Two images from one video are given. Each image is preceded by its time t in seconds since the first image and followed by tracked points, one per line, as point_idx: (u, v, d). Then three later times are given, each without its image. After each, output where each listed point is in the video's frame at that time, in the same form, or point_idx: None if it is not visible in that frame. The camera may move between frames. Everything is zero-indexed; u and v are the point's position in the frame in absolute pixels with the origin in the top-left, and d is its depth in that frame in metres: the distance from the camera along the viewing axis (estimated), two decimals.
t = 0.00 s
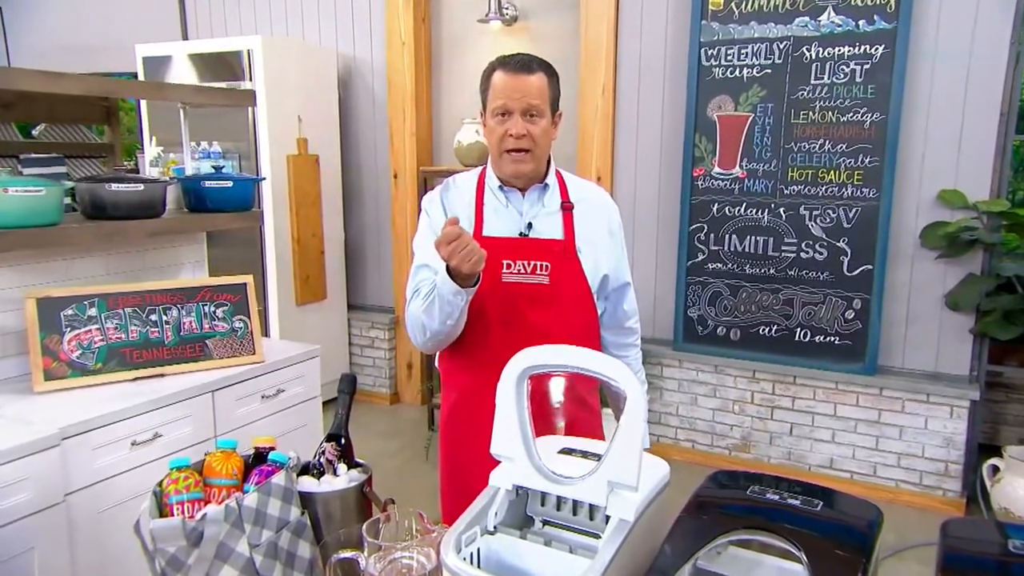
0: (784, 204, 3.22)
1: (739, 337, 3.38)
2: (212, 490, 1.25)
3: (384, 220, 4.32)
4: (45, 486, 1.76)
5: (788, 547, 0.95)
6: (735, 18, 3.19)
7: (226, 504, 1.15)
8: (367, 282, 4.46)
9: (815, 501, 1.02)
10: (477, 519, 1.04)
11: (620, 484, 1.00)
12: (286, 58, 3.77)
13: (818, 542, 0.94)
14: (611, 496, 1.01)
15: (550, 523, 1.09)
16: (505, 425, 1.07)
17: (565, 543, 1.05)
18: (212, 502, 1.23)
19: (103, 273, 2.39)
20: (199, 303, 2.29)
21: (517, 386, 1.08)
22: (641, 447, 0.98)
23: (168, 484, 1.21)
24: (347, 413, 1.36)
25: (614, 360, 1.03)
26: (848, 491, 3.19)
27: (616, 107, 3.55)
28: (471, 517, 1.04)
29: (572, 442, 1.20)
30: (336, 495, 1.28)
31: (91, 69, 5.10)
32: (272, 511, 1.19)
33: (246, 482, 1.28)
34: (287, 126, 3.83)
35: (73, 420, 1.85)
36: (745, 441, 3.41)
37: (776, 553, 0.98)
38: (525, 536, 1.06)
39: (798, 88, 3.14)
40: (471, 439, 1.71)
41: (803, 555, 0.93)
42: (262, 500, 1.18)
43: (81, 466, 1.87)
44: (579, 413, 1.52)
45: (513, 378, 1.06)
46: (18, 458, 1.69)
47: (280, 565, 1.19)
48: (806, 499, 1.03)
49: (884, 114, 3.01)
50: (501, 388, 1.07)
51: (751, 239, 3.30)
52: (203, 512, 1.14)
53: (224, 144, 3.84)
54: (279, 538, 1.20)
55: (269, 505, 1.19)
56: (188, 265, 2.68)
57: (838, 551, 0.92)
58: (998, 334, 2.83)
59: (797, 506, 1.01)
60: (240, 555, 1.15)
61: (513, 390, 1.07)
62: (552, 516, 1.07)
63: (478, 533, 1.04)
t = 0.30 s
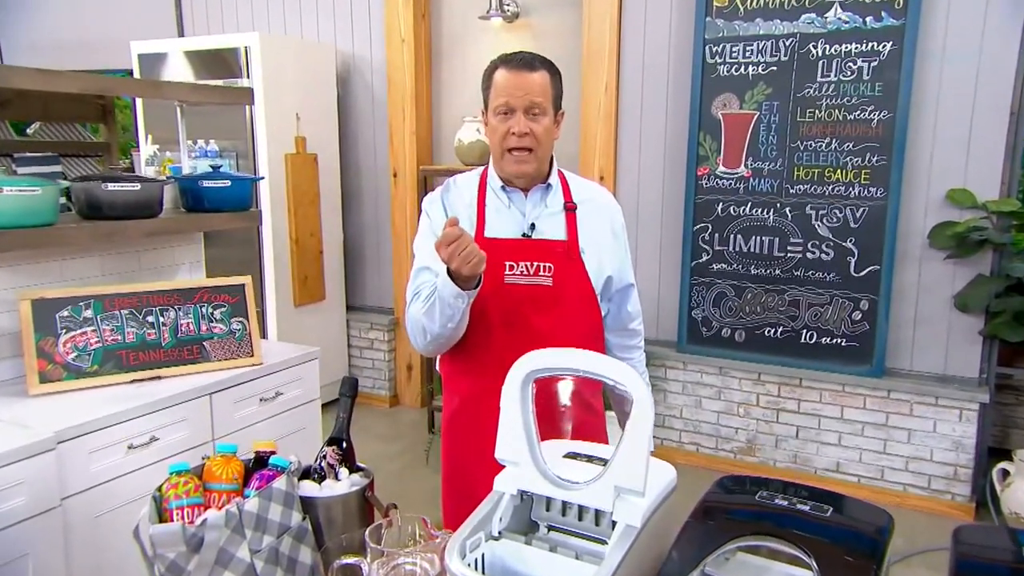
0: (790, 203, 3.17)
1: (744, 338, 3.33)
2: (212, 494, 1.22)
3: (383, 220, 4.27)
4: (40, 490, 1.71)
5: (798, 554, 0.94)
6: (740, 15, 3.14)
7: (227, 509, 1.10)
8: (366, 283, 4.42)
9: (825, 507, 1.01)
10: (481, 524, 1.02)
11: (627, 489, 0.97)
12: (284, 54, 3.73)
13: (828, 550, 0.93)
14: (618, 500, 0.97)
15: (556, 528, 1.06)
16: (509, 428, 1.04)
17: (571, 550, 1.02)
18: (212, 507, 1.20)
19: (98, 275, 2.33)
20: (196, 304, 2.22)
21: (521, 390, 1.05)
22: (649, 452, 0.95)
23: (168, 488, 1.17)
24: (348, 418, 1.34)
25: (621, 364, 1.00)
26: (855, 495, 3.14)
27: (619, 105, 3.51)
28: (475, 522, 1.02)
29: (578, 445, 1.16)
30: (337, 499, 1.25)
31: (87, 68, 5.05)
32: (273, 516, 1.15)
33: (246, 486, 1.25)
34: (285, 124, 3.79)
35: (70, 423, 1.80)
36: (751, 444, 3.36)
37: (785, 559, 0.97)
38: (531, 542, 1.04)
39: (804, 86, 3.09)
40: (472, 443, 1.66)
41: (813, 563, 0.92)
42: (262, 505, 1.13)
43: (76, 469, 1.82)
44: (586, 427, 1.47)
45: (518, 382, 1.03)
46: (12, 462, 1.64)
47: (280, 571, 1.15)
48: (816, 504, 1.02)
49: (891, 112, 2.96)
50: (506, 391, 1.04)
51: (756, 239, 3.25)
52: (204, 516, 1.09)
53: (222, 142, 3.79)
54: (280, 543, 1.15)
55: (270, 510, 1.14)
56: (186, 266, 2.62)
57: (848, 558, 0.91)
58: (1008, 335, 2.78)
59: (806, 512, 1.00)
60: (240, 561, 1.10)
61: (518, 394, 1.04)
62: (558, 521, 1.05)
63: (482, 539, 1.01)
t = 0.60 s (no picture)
0: (796, 202, 3.12)
1: (749, 339, 3.29)
2: (213, 499, 1.17)
3: (382, 220, 4.23)
4: (35, 494, 1.66)
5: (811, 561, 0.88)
6: (745, 12, 3.09)
7: (228, 513, 1.07)
8: (365, 283, 4.38)
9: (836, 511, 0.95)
10: (486, 529, 0.99)
11: (633, 493, 0.93)
12: (281, 50, 3.68)
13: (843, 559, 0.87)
14: (624, 504, 0.93)
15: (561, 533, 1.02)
16: (514, 431, 1.00)
17: (577, 554, 0.98)
18: (212, 511, 1.15)
19: (94, 275, 2.27)
20: (193, 305, 2.17)
21: (527, 393, 1.00)
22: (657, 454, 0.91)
23: (168, 492, 1.14)
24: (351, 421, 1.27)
25: (628, 367, 0.96)
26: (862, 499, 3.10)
27: (622, 103, 3.46)
28: (480, 526, 0.98)
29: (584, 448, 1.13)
30: (339, 504, 1.21)
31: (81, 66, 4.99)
32: (275, 520, 1.12)
33: (247, 490, 1.20)
34: (282, 122, 3.75)
35: (65, 426, 1.75)
36: (756, 448, 3.31)
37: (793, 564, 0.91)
38: (536, 546, 1.00)
39: (810, 83, 3.04)
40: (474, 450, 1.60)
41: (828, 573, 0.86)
42: (264, 509, 1.10)
43: (71, 473, 1.76)
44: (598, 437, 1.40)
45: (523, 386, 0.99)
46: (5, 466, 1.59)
47: None
48: (826, 509, 0.95)
49: (899, 110, 2.91)
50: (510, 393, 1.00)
51: (761, 239, 3.20)
52: (204, 520, 1.06)
53: (219, 140, 3.74)
54: (282, 548, 1.12)
55: (272, 514, 1.11)
56: (182, 266, 2.55)
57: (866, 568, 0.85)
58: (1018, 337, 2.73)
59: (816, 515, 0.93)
60: (242, 566, 1.07)
61: (524, 396, 1.00)
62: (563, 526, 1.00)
63: (487, 543, 0.98)
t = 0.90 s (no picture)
0: (802, 201, 3.07)
1: (754, 341, 3.24)
2: (214, 502, 1.14)
3: (381, 220, 4.19)
4: (30, 499, 1.61)
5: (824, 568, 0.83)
6: (750, 8, 3.04)
7: (229, 517, 1.04)
8: (363, 284, 4.33)
9: (849, 514, 0.89)
10: (493, 532, 0.94)
11: (642, 496, 0.90)
12: (278, 46, 3.64)
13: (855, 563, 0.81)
14: (632, 508, 0.91)
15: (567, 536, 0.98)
16: (520, 432, 0.96)
17: (585, 559, 0.94)
18: (213, 515, 1.12)
19: (90, 276, 2.21)
20: (191, 306, 2.09)
21: (533, 397, 0.96)
22: (666, 456, 0.88)
23: (168, 495, 1.10)
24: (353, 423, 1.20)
25: (637, 368, 0.92)
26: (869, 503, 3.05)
27: (625, 101, 3.41)
28: (485, 529, 0.94)
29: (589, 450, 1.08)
30: (341, 507, 1.17)
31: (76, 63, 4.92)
32: (276, 524, 1.08)
33: (248, 494, 1.16)
34: (280, 120, 3.70)
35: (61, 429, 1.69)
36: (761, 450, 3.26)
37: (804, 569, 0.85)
38: (543, 550, 0.95)
39: (816, 81, 3.00)
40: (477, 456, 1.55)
41: None
42: (266, 512, 1.07)
43: (65, 478, 1.71)
44: (603, 442, 1.37)
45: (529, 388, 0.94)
46: None
47: None
48: (839, 513, 0.90)
49: (907, 108, 2.86)
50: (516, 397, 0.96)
51: (766, 239, 3.16)
52: (206, 524, 1.03)
53: (215, 138, 3.69)
54: (284, 553, 1.08)
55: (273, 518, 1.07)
56: (179, 266, 2.48)
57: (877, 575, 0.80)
58: None
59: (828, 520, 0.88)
60: (244, 571, 1.04)
61: (530, 399, 0.96)
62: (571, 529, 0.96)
63: (493, 548, 0.93)
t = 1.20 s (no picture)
0: (809, 200, 3.02)
1: (760, 343, 3.19)
2: (216, 506, 1.12)
3: (381, 219, 4.15)
4: (23, 505, 1.54)
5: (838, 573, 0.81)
6: (756, 4, 2.99)
7: (233, 520, 1.02)
8: (363, 285, 4.29)
9: (863, 519, 0.86)
10: (500, 536, 0.90)
11: (652, 500, 0.86)
12: (276, 42, 3.60)
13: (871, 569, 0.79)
14: (643, 511, 0.86)
15: (577, 541, 0.93)
16: (529, 433, 0.92)
17: (593, 563, 0.89)
18: (216, 519, 1.10)
19: (86, 276, 2.14)
20: (189, 307, 1.99)
21: (541, 398, 0.93)
22: (677, 457, 0.84)
23: (170, 498, 1.08)
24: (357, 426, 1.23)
25: (650, 372, 0.86)
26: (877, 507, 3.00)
27: (628, 98, 3.37)
28: (492, 534, 0.90)
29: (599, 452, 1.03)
30: (346, 511, 1.17)
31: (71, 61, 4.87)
32: (280, 528, 1.07)
33: (252, 497, 1.15)
34: (278, 117, 3.66)
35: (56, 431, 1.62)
36: (767, 454, 3.21)
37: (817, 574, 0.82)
38: (551, 554, 0.90)
39: (824, 78, 2.95)
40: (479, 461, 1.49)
41: None
42: (270, 516, 1.06)
43: (61, 481, 1.63)
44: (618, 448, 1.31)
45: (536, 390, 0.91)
46: None
47: None
48: (853, 517, 0.86)
49: (916, 105, 2.81)
50: (524, 399, 0.92)
51: (772, 238, 3.11)
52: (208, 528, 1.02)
53: (213, 136, 3.64)
54: (288, 557, 1.07)
55: (278, 522, 1.06)
56: (177, 266, 2.41)
57: None
58: None
59: (842, 525, 0.85)
60: None
61: (538, 399, 0.93)
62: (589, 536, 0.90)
63: (501, 551, 0.89)
